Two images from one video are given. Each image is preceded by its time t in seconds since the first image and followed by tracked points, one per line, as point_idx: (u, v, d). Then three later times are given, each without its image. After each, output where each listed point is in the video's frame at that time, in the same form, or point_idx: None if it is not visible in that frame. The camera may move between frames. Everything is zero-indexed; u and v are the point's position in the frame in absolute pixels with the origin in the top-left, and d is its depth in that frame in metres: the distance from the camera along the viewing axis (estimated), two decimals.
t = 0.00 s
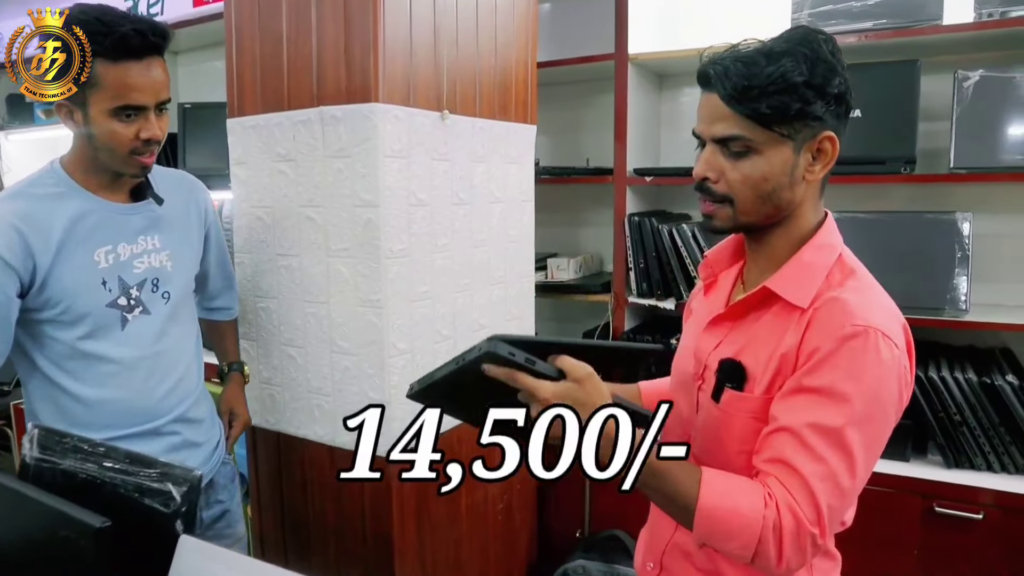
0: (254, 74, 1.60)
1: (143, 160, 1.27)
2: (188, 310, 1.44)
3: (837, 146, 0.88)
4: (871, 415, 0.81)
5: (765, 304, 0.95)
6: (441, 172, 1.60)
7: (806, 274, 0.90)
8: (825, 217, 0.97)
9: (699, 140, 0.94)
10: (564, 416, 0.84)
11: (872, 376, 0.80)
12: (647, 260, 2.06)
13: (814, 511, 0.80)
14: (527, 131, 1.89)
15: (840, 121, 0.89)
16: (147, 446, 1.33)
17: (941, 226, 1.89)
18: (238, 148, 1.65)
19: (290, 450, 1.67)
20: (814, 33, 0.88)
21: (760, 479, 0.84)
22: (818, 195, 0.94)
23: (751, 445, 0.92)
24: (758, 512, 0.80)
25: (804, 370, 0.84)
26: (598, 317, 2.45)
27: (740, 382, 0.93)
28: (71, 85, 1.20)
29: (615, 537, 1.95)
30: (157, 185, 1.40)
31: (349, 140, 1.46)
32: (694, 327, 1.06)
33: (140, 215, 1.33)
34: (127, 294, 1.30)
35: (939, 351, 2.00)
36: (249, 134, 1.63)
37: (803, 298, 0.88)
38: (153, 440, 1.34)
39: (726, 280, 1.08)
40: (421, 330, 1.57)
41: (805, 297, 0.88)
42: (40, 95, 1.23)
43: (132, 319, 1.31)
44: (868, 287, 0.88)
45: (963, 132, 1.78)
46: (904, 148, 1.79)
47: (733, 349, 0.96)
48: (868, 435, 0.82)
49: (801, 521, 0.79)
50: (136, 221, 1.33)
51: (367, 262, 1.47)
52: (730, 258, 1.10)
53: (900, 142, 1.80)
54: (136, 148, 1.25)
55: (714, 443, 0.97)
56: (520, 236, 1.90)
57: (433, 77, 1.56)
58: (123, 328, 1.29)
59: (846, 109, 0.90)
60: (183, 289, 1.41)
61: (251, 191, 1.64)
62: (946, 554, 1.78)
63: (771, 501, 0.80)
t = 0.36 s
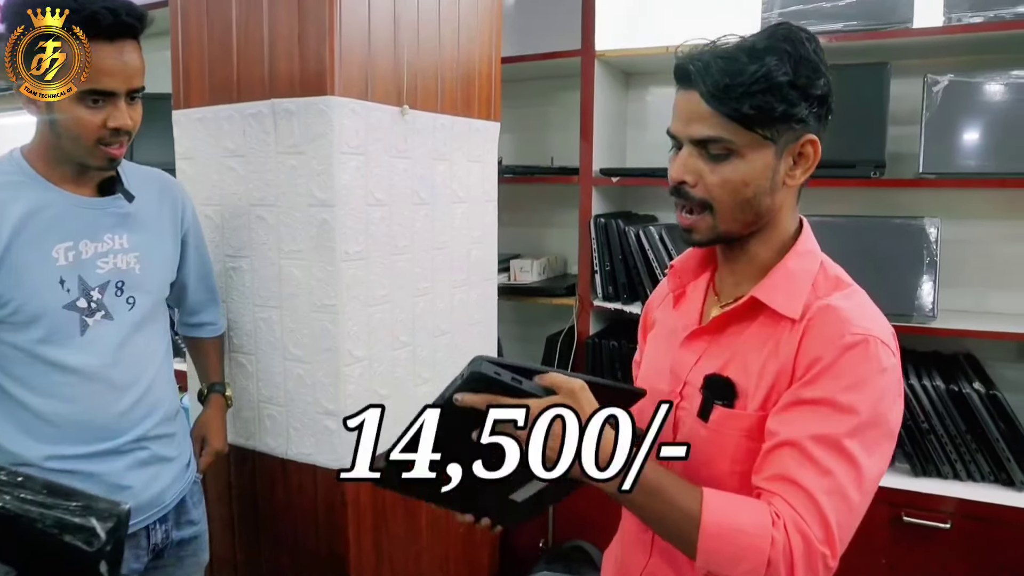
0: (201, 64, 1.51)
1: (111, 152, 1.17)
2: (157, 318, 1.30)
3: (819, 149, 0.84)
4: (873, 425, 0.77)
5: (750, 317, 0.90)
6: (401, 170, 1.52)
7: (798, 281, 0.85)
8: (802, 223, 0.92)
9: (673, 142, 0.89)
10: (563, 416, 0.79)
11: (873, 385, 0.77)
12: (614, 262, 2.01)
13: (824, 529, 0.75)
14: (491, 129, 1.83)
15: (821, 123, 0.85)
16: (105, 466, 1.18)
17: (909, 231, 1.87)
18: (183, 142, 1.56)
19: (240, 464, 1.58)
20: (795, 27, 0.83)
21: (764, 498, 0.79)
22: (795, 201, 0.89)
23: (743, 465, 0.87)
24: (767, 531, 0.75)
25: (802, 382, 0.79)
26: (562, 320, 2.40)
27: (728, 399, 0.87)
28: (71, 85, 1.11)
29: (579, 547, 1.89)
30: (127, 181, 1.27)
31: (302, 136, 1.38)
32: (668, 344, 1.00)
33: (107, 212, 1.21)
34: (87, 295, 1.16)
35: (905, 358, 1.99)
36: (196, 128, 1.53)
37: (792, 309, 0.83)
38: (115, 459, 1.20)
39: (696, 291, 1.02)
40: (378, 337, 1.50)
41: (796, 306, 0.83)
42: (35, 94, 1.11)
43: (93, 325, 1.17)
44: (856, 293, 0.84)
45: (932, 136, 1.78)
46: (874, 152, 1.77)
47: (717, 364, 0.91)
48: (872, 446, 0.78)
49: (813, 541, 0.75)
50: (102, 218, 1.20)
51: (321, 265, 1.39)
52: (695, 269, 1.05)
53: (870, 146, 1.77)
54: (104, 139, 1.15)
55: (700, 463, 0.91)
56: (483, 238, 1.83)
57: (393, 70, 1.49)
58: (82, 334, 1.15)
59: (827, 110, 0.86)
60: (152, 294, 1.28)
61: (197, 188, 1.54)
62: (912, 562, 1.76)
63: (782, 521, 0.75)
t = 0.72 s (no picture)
0: (132, 44, 1.40)
1: (41, 142, 1.07)
2: (95, 327, 1.19)
3: (797, 142, 0.80)
4: (854, 430, 0.75)
5: (733, 320, 0.86)
6: (350, 159, 1.44)
7: (786, 279, 0.82)
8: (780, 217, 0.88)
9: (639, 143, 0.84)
10: (563, 416, 0.82)
11: (864, 389, 0.75)
12: (572, 255, 1.95)
13: (790, 534, 0.74)
14: (444, 117, 1.75)
15: (796, 115, 0.81)
16: (33, 492, 1.07)
17: (869, 223, 1.86)
18: (113, 128, 1.44)
19: (181, 473, 1.49)
20: (766, 10, 0.78)
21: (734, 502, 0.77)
22: (774, 195, 0.85)
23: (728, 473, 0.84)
24: (724, 528, 0.75)
25: (791, 385, 0.77)
26: (519, 314, 2.33)
27: (716, 406, 0.83)
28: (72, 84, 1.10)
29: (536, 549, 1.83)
30: (62, 175, 1.16)
31: (243, 122, 1.29)
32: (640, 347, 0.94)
33: (36, 210, 1.10)
34: (13, 303, 1.06)
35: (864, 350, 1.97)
36: (127, 112, 1.42)
37: (784, 309, 0.80)
38: (47, 483, 1.09)
39: (671, 289, 0.96)
40: (326, 336, 1.41)
41: (787, 307, 0.80)
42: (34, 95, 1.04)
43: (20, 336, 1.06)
44: (842, 292, 0.83)
45: (892, 126, 1.76)
46: (835, 142, 1.74)
47: (699, 369, 0.86)
48: (848, 454, 0.76)
49: (772, 543, 0.74)
50: (29, 217, 1.10)
51: (265, 260, 1.30)
52: (669, 267, 0.99)
53: (833, 135, 1.74)
54: (31, 126, 1.05)
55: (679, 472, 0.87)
56: (437, 230, 1.75)
57: (341, 53, 1.40)
58: (8, 346, 1.04)
59: (803, 99, 0.81)
60: (87, 301, 1.17)
61: (129, 178, 1.43)
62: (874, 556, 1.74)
63: (741, 517, 0.75)
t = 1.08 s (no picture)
0: (56, 18, 1.30)
1: None
2: (20, 327, 1.10)
3: (798, 127, 0.78)
4: (843, 425, 0.74)
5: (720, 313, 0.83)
6: (294, 143, 1.36)
7: (776, 273, 0.80)
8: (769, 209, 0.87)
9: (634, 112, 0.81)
10: (563, 416, 0.85)
11: (857, 384, 0.74)
12: (526, 243, 1.91)
13: (771, 530, 0.73)
14: (394, 100, 1.68)
15: (802, 101, 0.79)
16: None
17: (824, 208, 1.87)
18: (36, 108, 1.34)
19: (117, 477, 1.40)
20: None
21: (715, 496, 0.75)
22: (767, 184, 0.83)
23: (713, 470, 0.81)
24: (686, 517, 0.75)
25: (784, 379, 0.75)
26: (472, 303, 2.28)
27: (707, 403, 0.80)
28: None
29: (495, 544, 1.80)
30: None
31: (178, 102, 1.20)
32: (619, 338, 0.89)
33: None
34: None
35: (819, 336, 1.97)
36: (51, 91, 1.32)
37: (777, 303, 0.78)
38: None
39: (653, 277, 0.92)
40: (272, 330, 1.34)
41: (779, 301, 0.78)
42: None
43: None
44: (830, 286, 0.81)
45: (847, 111, 1.75)
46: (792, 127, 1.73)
47: (688, 363, 0.83)
48: (836, 451, 0.74)
49: (750, 538, 0.72)
50: None
51: (205, 250, 1.22)
52: (651, 254, 0.95)
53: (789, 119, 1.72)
54: None
55: (662, 469, 0.83)
56: (388, 217, 1.69)
57: (284, 30, 1.32)
58: None
59: (809, 88, 0.80)
60: (11, 300, 1.08)
61: (55, 162, 1.34)
62: (830, 542, 1.74)
63: (705, 513, 0.75)
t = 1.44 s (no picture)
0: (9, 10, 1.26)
1: None
2: None
3: (770, 116, 0.81)
4: (821, 420, 0.74)
5: (695, 312, 0.83)
6: (258, 141, 1.34)
7: (749, 273, 0.80)
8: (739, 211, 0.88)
9: (611, 112, 0.80)
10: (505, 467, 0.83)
11: (830, 376, 0.75)
12: (494, 243, 1.89)
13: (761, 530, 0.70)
14: (361, 98, 1.66)
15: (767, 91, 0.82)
16: None
17: (791, 209, 1.88)
18: None
19: (74, 484, 1.36)
20: None
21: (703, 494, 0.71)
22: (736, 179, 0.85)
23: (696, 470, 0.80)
24: (698, 546, 0.67)
25: (763, 378, 0.75)
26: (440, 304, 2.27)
27: (686, 401, 0.79)
28: None
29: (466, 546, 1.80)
30: None
31: (137, 98, 1.17)
32: (591, 340, 0.88)
33: None
34: None
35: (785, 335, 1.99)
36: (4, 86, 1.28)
37: (752, 299, 0.78)
38: None
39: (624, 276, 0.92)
40: (236, 331, 1.32)
41: (753, 298, 0.78)
42: None
43: None
44: (800, 284, 0.82)
45: (812, 112, 1.77)
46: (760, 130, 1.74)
47: (663, 364, 0.82)
48: (815, 445, 0.74)
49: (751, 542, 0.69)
50: None
51: (165, 250, 1.19)
52: (620, 254, 0.94)
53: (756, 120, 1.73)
54: None
55: (644, 471, 0.82)
56: (354, 217, 1.67)
57: (247, 25, 1.29)
58: None
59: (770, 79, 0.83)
60: None
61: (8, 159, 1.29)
62: (797, 540, 1.76)
63: (711, 531, 0.68)
